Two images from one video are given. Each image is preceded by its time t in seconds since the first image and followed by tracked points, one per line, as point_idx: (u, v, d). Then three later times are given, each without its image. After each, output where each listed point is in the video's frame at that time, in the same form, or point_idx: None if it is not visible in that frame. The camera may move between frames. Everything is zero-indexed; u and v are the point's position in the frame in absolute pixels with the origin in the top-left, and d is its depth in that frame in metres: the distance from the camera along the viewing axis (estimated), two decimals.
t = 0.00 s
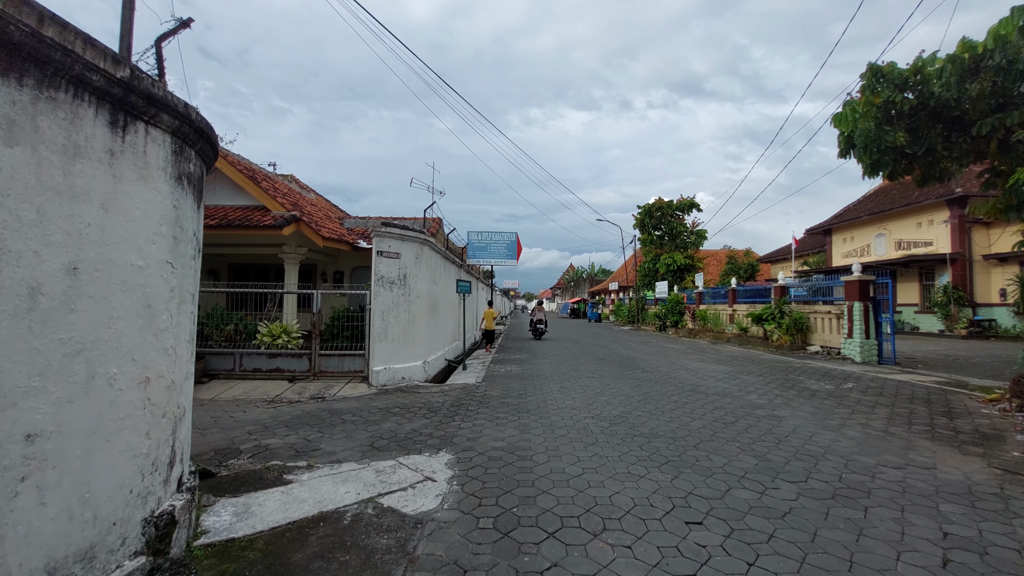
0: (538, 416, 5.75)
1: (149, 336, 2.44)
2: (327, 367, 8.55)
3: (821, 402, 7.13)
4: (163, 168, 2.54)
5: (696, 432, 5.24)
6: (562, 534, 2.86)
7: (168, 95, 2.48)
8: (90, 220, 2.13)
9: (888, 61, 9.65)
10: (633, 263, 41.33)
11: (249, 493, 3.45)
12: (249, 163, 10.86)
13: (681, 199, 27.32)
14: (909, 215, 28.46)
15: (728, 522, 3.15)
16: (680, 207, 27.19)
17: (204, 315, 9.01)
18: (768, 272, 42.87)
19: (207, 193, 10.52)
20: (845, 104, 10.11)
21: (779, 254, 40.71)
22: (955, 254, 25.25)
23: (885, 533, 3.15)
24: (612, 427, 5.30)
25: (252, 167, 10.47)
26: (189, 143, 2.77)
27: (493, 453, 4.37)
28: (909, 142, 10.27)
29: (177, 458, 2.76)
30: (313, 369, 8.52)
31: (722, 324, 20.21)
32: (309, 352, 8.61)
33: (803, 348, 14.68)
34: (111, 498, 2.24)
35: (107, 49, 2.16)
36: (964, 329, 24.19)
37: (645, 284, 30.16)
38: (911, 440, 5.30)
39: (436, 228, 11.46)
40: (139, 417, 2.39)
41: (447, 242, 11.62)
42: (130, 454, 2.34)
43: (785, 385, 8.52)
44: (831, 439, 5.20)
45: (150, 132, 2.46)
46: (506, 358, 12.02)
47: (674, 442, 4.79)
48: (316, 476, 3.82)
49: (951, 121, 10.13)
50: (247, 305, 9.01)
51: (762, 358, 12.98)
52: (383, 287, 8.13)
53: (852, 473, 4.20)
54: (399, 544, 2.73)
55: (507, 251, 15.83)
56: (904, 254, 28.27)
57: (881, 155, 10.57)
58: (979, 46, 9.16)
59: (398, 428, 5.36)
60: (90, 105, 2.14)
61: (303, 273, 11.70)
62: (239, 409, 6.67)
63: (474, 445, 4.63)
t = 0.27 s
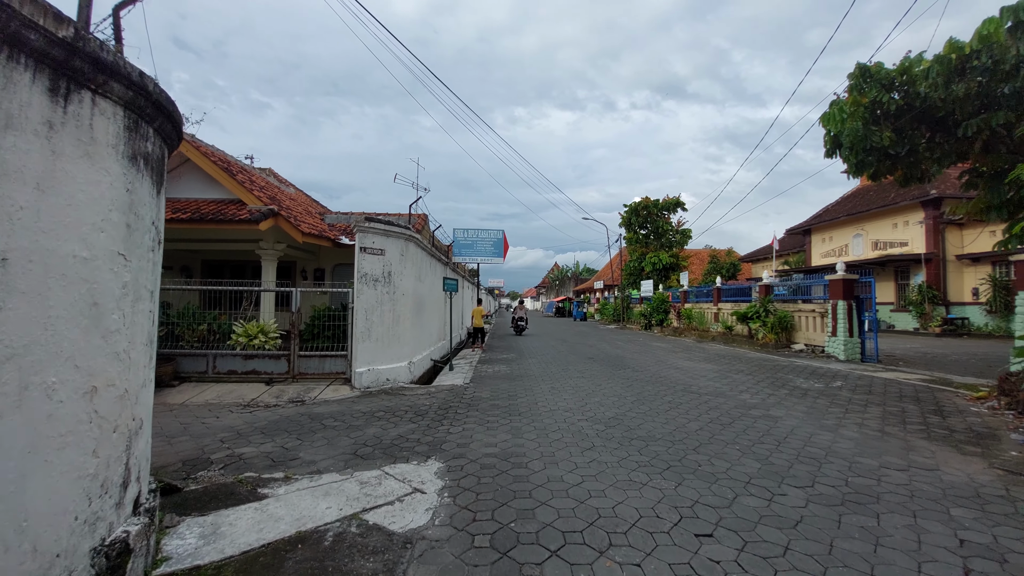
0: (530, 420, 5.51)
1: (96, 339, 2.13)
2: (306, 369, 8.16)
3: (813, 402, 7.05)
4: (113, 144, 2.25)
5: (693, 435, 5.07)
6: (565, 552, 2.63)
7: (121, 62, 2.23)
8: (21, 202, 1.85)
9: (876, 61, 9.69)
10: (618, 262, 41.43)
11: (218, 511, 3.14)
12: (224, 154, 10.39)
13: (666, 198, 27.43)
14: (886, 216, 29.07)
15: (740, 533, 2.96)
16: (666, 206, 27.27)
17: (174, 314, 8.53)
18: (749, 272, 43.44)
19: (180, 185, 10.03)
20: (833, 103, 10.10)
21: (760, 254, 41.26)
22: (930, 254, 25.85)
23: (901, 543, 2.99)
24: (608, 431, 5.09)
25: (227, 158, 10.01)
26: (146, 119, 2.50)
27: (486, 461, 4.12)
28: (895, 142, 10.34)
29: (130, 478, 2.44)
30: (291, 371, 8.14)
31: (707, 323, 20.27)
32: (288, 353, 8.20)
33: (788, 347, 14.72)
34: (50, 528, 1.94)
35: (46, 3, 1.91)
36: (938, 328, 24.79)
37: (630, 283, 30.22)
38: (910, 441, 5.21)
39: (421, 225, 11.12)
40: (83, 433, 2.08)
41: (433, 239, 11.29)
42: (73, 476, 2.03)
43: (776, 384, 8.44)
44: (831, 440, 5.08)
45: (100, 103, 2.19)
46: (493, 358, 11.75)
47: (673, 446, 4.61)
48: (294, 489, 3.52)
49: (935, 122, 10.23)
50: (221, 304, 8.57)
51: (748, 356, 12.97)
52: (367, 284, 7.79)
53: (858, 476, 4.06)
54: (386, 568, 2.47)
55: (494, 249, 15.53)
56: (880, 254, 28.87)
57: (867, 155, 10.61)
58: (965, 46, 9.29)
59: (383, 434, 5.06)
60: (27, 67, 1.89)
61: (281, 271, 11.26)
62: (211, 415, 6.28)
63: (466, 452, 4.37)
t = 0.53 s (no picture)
0: (524, 426, 5.26)
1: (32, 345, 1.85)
2: (287, 372, 7.75)
3: (810, 403, 6.94)
4: (55, 120, 1.96)
5: (693, 439, 4.88)
6: None
7: (65, 24, 1.94)
8: None
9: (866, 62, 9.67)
10: (605, 262, 41.48)
11: (184, 536, 2.84)
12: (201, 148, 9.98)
13: (654, 198, 27.47)
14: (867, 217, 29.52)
15: (756, 549, 2.76)
16: (653, 207, 27.31)
17: (144, 317, 8.05)
18: (733, 272, 43.90)
19: (154, 181, 9.61)
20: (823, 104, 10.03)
21: (744, 254, 41.66)
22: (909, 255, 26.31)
23: (923, 556, 2.83)
24: (606, 437, 4.87)
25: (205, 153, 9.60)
26: (95, 93, 2.20)
27: (480, 471, 3.86)
28: (883, 143, 10.35)
29: (78, 504, 2.14)
30: (271, 375, 7.74)
31: (695, 323, 20.29)
32: (267, 357, 7.80)
33: (776, 347, 14.71)
34: None
35: None
36: (917, 327, 25.26)
37: (618, 284, 30.24)
38: (912, 443, 5.09)
39: (408, 223, 10.80)
40: (15, 456, 1.79)
41: (420, 238, 10.97)
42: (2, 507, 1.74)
43: (770, 385, 8.33)
44: (834, 444, 4.93)
45: (39, 71, 1.90)
46: (481, 359, 11.47)
47: (674, 452, 4.41)
48: (270, 508, 3.22)
49: (923, 123, 10.26)
50: (196, 305, 8.17)
51: (738, 356, 12.93)
52: (351, 284, 7.46)
53: (867, 482, 3.90)
54: None
55: (482, 249, 15.24)
56: (861, 255, 29.28)
57: (856, 156, 10.60)
58: (953, 48, 9.30)
59: (369, 443, 4.77)
60: None
61: (261, 270, 10.84)
62: (184, 424, 5.90)
63: (458, 462, 4.10)
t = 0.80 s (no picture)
0: (522, 429, 4.98)
1: None
2: (272, 374, 7.37)
3: (815, 402, 6.74)
4: None
5: (700, 443, 4.64)
6: None
7: None
8: None
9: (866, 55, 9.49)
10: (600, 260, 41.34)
11: (146, 562, 2.54)
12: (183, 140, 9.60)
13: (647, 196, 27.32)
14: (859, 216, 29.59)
15: (782, 568, 2.51)
16: (647, 205, 27.15)
17: (121, 315, 7.65)
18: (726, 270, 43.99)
19: (134, 173, 9.24)
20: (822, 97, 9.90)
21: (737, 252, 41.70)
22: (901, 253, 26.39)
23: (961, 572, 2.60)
24: (609, 441, 4.59)
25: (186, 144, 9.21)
26: (32, 53, 1.91)
27: (477, 480, 3.56)
28: (882, 138, 10.19)
29: (12, 530, 1.84)
30: (255, 377, 7.35)
31: (690, 321, 20.15)
32: (250, 357, 7.42)
33: (773, 345, 14.50)
34: None
35: None
36: (909, 325, 25.37)
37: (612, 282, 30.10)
38: (926, 445, 4.89)
39: (399, 219, 10.46)
40: None
41: (411, 234, 10.64)
42: None
43: (772, 384, 8.12)
44: (846, 446, 4.72)
45: None
46: (475, 359, 11.17)
47: (682, 458, 4.15)
48: (245, 527, 2.92)
49: (922, 118, 10.11)
50: (176, 303, 7.81)
51: (736, 355, 12.76)
52: (339, 281, 7.13)
53: (888, 489, 3.70)
54: None
55: (475, 246, 14.92)
56: (853, 254, 29.20)
57: (855, 151, 10.43)
58: (954, 42, 9.16)
59: (357, 449, 4.47)
60: None
61: (246, 267, 10.46)
62: (159, 431, 5.55)
63: (452, 470, 3.80)
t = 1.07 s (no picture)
0: (522, 438, 4.71)
1: None
2: (259, 378, 7.04)
3: (825, 407, 6.51)
4: None
5: (711, 453, 4.39)
6: None
7: None
8: None
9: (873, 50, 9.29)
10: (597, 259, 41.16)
11: None
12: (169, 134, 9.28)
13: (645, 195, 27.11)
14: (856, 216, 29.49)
15: None
16: (644, 204, 26.94)
17: (102, 316, 7.33)
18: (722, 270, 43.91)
19: (118, 169, 8.92)
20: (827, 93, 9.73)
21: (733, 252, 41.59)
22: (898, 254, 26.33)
23: None
24: (614, 451, 4.33)
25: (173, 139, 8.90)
26: None
27: (475, 498, 3.28)
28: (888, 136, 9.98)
29: None
30: (241, 381, 7.02)
31: (688, 321, 19.96)
32: (236, 361, 7.07)
33: (773, 346, 14.33)
34: None
35: None
36: (906, 325, 25.32)
37: (609, 282, 29.90)
38: (946, 455, 4.67)
39: (393, 216, 10.15)
40: None
41: (406, 232, 10.34)
42: None
43: (778, 387, 7.89)
44: (864, 456, 4.48)
45: None
46: (471, 360, 10.89)
47: (693, 471, 3.89)
48: (219, 556, 2.64)
49: (929, 116, 9.90)
50: (159, 304, 7.48)
51: (736, 356, 12.55)
52: (330, 281, 6.83)
53: (916, 507, 3.48)
54: None
55: (471, 244, 14.61)
56: (850, 254, 29.00)
57: (859, 149, 10.22)
58: (963, 38, 8.99)
59: (347, 461, 4.18)
60: None
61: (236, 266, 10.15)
62: (137, 441, 5.25)
63: (448, 485, 3.52)
